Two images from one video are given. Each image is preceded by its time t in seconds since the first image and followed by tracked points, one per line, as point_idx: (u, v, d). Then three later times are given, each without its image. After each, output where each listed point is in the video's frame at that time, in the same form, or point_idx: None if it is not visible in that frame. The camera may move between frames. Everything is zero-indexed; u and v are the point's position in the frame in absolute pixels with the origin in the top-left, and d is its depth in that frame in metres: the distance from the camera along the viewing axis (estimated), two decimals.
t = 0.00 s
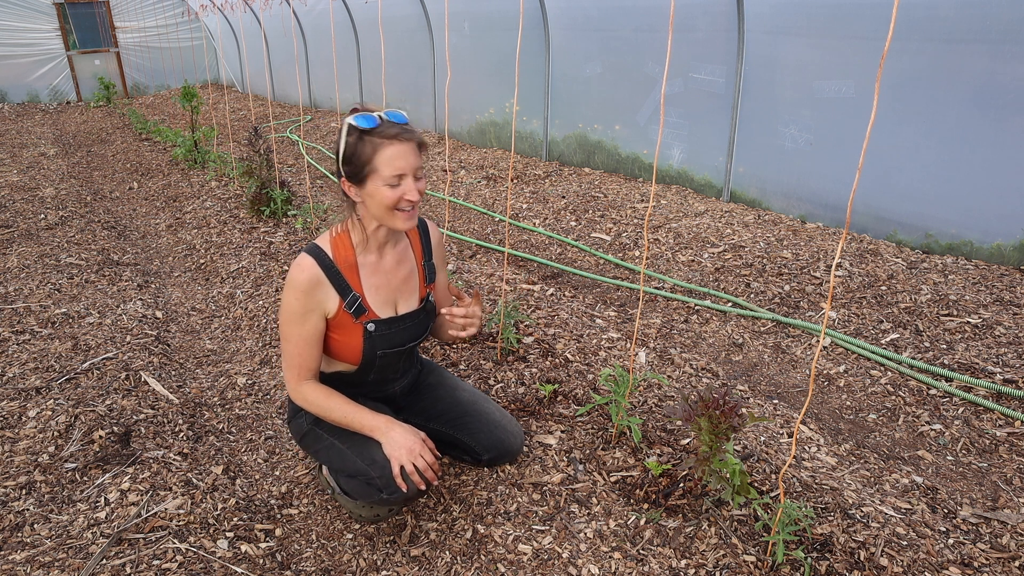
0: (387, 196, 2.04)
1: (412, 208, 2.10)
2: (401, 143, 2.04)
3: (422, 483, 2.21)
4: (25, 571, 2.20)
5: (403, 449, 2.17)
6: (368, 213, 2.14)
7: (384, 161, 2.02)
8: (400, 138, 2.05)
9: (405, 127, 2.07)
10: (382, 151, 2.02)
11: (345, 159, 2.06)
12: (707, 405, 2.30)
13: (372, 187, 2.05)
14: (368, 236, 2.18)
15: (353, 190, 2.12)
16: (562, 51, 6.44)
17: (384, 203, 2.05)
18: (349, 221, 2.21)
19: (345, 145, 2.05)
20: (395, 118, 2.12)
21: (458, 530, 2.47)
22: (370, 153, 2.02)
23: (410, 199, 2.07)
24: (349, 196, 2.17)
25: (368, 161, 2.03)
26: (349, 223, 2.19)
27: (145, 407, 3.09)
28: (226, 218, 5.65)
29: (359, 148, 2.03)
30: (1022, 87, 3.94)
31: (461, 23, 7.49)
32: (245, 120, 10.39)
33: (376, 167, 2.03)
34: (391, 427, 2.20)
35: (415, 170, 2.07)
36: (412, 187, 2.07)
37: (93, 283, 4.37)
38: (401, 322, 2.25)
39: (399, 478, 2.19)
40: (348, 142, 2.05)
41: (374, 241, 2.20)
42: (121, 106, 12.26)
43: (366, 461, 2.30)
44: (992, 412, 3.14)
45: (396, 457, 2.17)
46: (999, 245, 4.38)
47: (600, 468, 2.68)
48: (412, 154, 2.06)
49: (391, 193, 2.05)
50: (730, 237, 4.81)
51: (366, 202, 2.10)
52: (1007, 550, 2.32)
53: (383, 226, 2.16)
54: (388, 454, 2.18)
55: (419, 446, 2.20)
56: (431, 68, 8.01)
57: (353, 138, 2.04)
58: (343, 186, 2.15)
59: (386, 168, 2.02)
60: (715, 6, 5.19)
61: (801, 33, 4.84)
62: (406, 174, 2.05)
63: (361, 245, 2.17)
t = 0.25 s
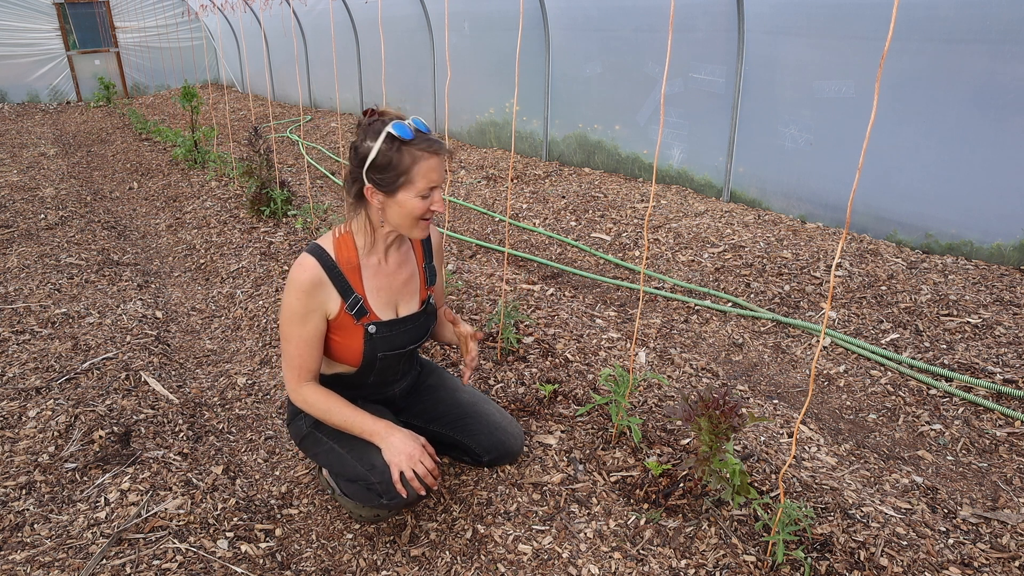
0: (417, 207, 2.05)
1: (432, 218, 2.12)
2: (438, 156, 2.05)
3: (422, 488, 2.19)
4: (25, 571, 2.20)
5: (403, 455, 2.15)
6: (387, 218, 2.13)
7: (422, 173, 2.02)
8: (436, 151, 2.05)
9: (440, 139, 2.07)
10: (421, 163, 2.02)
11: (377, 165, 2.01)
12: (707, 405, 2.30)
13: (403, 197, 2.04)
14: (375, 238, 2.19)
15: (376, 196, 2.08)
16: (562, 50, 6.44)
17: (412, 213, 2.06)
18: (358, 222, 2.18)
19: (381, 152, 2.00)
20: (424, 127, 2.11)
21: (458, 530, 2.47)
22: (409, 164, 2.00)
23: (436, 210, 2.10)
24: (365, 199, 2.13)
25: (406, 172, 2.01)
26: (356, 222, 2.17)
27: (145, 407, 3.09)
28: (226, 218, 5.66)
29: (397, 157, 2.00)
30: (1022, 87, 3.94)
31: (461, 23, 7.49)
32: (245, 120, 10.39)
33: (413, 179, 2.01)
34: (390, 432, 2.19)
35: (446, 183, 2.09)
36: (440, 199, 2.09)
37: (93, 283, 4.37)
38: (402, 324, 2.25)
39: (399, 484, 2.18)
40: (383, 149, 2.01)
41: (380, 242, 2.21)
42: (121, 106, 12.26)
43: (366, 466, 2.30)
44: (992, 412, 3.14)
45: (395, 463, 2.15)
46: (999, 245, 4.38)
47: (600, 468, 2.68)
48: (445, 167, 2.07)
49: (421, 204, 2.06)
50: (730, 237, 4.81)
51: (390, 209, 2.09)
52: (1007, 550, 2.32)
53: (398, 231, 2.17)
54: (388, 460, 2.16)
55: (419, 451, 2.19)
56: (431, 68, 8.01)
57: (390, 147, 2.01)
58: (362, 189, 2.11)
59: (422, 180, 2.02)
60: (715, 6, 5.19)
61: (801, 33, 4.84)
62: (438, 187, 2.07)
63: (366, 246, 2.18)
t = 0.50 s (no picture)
0: (436, 213, 2.11)
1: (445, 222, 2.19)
2: (457, 163, 2.11)
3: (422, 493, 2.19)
4: (25, 571, 2.20)
5: (404, 462, 2.14)
6: (401, 222, 2.16)
7: (444, 181, 2.07)
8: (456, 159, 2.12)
9: (457, 146, 2.13)
10: (444, 171, 2.07)
11: (401, 173, 2.03)
12: (707, 405, 2.30)
13: (424, 203, 2.09)
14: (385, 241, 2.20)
15: (395, 202, 2.10)
16: (562, 50, 6.44)
17: (431, 218, 2.12)
18: (368, 225, 2.18)
19: (406, 160, 2.03)
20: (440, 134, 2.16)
21: (458, 530, 2.47)
22: (433, 171, 2.05)
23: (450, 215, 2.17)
24: (380, 203, 2.15)
25: (430, 180, 2.06)
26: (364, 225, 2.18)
27: (145, 407, 3.09)
28: (226, 218, 5.65)
29: (422, 165, 2.04)
30: (1022, 87, 3.94)
31: (461, 23, 7.49)
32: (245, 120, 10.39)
33: (436, 186, 2.07)
34: (391, 438, 2.17)
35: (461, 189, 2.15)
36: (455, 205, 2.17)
37: (93, 283, 4.37)
38: (405, 324, 2.25)
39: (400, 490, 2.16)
40: (408, 157, 2.03)
41: (388, 244, 2.22)
42: (121, 106, 12.25)
43: (367, 470, 2.30)
44: (992, 412, 3.14)
45: (397, 470, 2.14)
46: (999, 245, 4.38)
47: (600, 468, 2.68)
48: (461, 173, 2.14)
49: (438, 209, 2.11)
50: (730, 237, 4.81)
51: (407, 214, 2.12)
52: (1007, 550, 2.32)
53: (409, 234, 2.20)
54: (390, 467, 2.15)
55: (420, 457, 2.17)
56: (431, 68, 8.01)
57: (415, 155, 2.04)
58: (379, 194, 2.12)
59: (444, 187, 2.08)
60: (715, 6, 5.19)
61: (801, 33, 4.84)
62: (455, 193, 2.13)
63: (375, 249, 2.18)
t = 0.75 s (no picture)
0: (446, 212, 2.14)
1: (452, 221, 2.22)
2: (467, 163, 2.14)
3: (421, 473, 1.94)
4: (25, 570, 2.20)
5: (399, 442, 1.94)
6: (409, 222, 2.16)
7: (456, 180, 2.10)
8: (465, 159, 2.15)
9: (465, 145, 2.16)
10: (456, 171, 2.10)
11: (415, 173, 2.04)
12: (707, 405, 2.30)
13: (436, 203, 2.11)
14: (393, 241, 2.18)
15: (406, 202, 2.10)
16: (562, 50, 6.44)
17: (441, 217, 2.15)
18: (376, 224, 2.17)
19: (419, 161, 2.04)
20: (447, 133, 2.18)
21: (458, 530, 2.47)
22: (446, 172, 2.07)
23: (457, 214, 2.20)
24: (389, 204, 2.13)
25: (443, 180, 2.08)
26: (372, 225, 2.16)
27: (145, 407, 3.09)
28: (226, 218, 5.66)
29: (435, 165, 2.06)
30: (1022, 87, 3.94)
31: (461, 23, 7.49)
32: (245, 120, 10.39)
33: (448, 185, 2.09)
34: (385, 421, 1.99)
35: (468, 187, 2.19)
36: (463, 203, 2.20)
37: (93, 283, 4.37)
38: (411, 322, 2.26)
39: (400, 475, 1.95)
40: (421, 158, 2.04)
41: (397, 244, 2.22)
42: (121, 106, 12.25)
43: (369, 474, 2.32)
44: (992, 412, 3.14)
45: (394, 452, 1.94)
46: (999, 245, 4.38)
47: (600, 468, 2.68)
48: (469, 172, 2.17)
49: (448, 208, 2.14)
50: (730, 237, 4.81)
51: (418, 214, 2.13)
52: (1007, 549, 2.32)
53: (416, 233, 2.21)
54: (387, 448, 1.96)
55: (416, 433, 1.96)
56: (431, 68, 8.01)
57: (429, 156, 2.05)
58: (389, 194, 2.10)
59: (455, 187, 2.11)
60: (715, 6, 5.19)
61: (801, 33, 4.84)
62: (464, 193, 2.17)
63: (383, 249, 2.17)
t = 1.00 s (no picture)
0: (445, 209, 2.16)
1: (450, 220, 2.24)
2: (467, 162, 2.16)
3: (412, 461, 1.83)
4: (25, 571, 2.20)
5: (388, 433, 1.86)
6: (409, 218, 2.17)
7: (456, 179, 2.12)
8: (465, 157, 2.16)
9: (466, 144, 2.18)
10: (456, 169, 2.11)
11: (416, 170, 2.05)
12: (707, 405, 2.30)
13: (436, 200, 2.12)
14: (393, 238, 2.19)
15: (406, 198, 2.11)
16: (562, 50, 6.44)
17: (440, 214, 2.17)
18: (375, 220, 2.17)
19: (421, 158, 2.05)
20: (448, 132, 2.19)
21: (458, 530, 2.47)
22: (447, 169, 2.09)
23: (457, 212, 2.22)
24: (389, 200, 2.14)
25: (443, 177, 2.09)
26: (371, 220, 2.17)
27: (145, 407, 3.09)
28: (226, 218, 5.66)
29: (436, 163, 2.07)
30: (1022, 86, 3.94)
31: (461, 23, 7.49)
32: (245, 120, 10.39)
33: (448, 183, 2.10)
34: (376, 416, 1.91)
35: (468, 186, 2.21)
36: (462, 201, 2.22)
37: (93, 283, 4.37)
38: (413, 318, 2.26)
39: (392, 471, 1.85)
40: (422, 154, 2.05)
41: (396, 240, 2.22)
42: (121, 106, 12.25)
43: (372, 475, 2.33)
44: (992, 412, 3.14)
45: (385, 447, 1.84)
46: (998, 245, 4.38)
47: (600, 468, 2.68)
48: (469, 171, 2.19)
49: (447, 205, 2.16)
50: (730, 237, 4.81)
51: (417, 211, 2.14)
52: (1007, 550, 2.32)
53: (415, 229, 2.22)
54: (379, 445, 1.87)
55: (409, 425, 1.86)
56: (431, 68, 8.01)
57: (430, 153, 2.06)
58: (389, 189, 2.11)
59: (455, 185, 2.13)
60: (715, 6, 5.19)
61: (801, 33, 4.84)
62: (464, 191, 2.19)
63: (383, 245, 2.18)
